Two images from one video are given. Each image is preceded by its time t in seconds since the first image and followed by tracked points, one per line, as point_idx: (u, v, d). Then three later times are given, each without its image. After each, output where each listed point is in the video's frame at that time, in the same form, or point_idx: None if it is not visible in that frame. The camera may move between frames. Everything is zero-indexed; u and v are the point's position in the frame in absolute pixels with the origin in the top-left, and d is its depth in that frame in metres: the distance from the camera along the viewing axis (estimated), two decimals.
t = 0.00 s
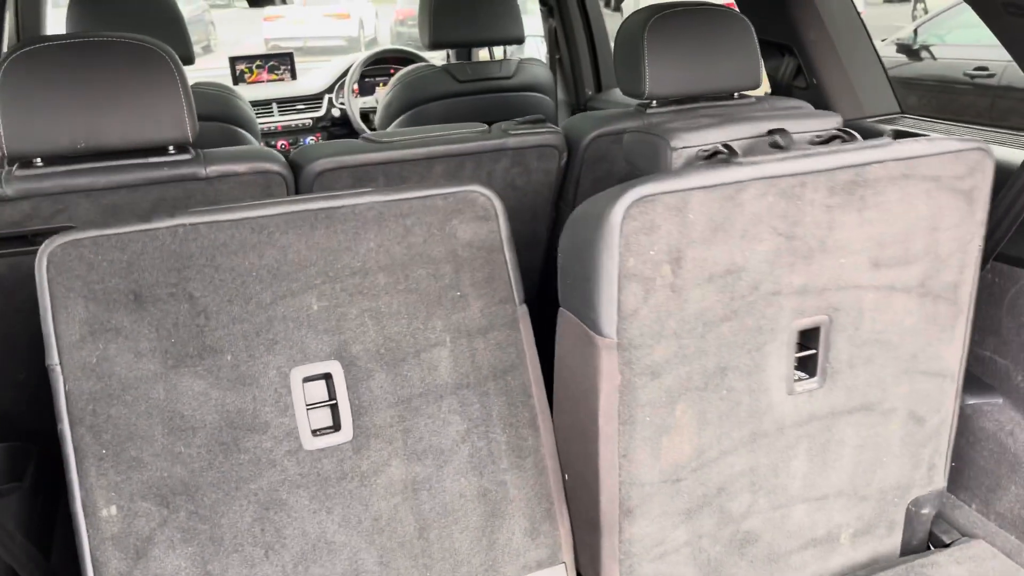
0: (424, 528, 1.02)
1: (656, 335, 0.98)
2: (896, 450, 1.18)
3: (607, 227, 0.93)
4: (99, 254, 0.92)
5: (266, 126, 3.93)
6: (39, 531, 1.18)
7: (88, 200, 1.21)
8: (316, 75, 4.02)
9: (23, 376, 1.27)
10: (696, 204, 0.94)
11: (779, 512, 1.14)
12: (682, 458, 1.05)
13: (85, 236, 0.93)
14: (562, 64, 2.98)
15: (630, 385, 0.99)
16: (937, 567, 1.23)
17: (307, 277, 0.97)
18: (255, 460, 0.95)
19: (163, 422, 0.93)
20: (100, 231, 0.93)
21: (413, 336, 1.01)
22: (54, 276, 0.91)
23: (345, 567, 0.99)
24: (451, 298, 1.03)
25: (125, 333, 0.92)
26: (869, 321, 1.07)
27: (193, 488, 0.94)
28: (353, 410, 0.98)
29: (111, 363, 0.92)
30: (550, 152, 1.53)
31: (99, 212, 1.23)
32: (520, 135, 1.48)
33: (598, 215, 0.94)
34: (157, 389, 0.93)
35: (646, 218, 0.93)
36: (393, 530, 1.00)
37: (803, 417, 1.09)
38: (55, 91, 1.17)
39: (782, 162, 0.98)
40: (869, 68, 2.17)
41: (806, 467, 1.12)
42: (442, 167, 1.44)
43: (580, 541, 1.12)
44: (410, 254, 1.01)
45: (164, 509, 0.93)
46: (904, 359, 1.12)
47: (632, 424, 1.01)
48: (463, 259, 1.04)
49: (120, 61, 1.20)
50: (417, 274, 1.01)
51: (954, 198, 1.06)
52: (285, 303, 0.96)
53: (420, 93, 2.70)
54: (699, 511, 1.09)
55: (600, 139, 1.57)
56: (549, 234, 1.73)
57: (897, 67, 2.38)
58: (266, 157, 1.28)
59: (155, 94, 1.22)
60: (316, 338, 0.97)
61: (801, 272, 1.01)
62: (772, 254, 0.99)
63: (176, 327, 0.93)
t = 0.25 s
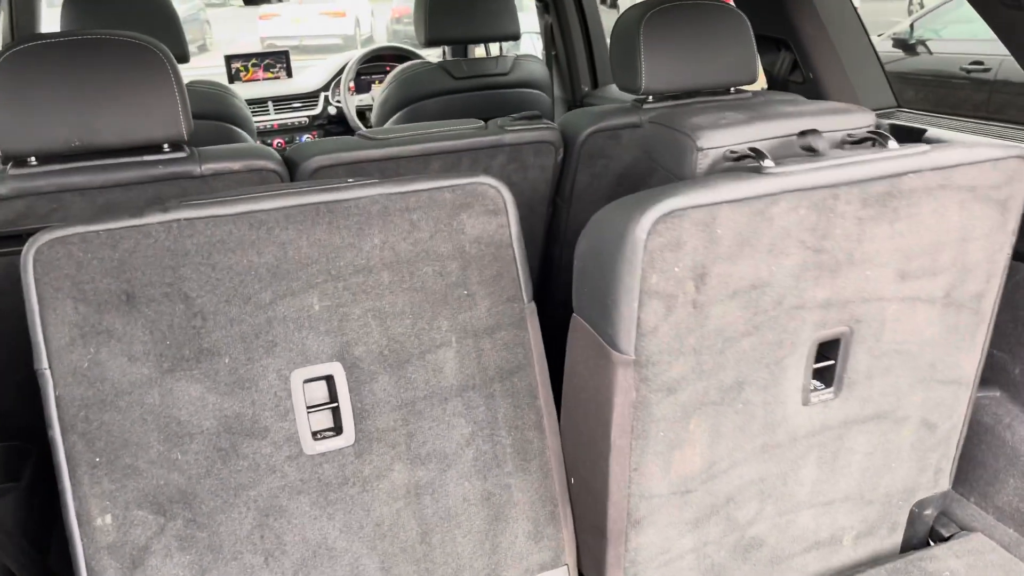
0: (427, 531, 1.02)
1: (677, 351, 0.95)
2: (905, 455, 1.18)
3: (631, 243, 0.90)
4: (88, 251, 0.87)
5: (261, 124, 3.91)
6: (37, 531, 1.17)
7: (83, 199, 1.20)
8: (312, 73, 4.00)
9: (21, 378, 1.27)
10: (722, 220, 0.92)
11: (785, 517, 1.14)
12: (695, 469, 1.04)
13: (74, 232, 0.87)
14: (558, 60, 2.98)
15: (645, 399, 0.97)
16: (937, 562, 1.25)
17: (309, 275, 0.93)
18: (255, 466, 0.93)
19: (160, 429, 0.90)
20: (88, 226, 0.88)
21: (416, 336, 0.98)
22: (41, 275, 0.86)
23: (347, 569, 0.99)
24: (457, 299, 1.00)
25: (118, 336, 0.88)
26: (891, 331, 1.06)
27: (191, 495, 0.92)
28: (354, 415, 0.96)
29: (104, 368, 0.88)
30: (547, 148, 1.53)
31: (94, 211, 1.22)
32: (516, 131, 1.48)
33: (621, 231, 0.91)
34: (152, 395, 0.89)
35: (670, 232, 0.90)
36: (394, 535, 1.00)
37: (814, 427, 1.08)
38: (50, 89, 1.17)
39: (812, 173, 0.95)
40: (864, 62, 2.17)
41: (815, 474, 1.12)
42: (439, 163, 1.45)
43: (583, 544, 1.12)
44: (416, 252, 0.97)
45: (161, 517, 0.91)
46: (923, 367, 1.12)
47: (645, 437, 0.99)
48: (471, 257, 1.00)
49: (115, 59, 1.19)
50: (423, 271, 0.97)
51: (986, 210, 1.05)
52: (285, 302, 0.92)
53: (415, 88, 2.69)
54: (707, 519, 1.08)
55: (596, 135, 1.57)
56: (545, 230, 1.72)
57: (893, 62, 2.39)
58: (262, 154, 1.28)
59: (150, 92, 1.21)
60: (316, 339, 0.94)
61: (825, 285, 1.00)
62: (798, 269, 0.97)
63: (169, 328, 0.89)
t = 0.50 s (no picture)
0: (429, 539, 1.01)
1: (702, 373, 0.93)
2: (914, 465, 1.21)
3: (663, 270, 0.86)
4: (81, 251, 0.85)
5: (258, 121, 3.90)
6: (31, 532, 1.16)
7: (76, 197, 1.20)
8: (310, 69, 3.96)
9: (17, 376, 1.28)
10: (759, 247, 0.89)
11: (791, 526, 1.16)
12: (713, 487, 1.04)
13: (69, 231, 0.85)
14: (555, 56, 2.96)
15: (666, 421, 0.95)
16: (934, 556, 1.27)
17: (309, 279, 0.91)
18: (253, 475, 0.92)
19: (157, 438, 0.89)
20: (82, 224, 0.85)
21: (419, 340, 0.97)
22: (26, 281, 0.84)
23: None
24: (462, 301, 0.99)
25: (107, 344, 0.86)
26: (917, 352, 1.07)
27: (187, 505, 0.91)
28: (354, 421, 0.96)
29: (94, 375, 0.86)
30: (544, 145, 1.53)
31: (87, 210, 1.22)
32: (512, 127, 1.47)
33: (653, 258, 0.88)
34: (146, 403, 0.87)
35: (706, 261, 0.87)
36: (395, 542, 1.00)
37: (830, 443, 1.10)
38: (41, 85, 1.16)
39: (850, 196, 0.93)
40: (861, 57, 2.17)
41: (825, 486, 1.14)
42: (435, 159, 1.45)
43: (586, 548, 1.12)
44: (421, 252, 0.96)
45: (156, 527, 0.90)
46: (946, 380, 1.13)
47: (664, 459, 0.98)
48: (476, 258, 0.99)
49: (106, 54, 1.18)
50: (428, 277, 0.97)
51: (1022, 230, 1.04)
52: (283, 309, 0.91)
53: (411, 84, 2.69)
54: (718, 532, 1.10)
55: (593, 130, 1.56)
56: (542, 225, 1.72)
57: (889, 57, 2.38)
58: (256, 151, 1.28)
59: (142, 88, 1.20)
60: (316, 345, 0.93)
61: (858, 308, 0.99)
62: (833, 295, 0.96)
63: (157, 334, 0.87)
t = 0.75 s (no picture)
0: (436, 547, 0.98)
1: (710, 377, 0.94)
2: (920, 463, 1.21)
3: (672, 275, 0.86)
4: (64, 258, 0.76)
5: (258, 117, 3.88)
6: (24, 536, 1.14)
7: (73, 194, 1.19)
8: (306, 67, 3.98)
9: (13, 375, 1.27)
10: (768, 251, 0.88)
11: (794, 525, 1.16)
12: (720, 488, 1.04)
13: (47, 239, 0.75)
14: (554, 51, 2.96)
15: (671, 423, 0.95)
16: (937, 552, 1.27)
17: (317, 283, 0.83)
18: (255, 487, 0.87)
19: (157, 453, 0.82)
20: (63, 226, 0.76)
21: (429, 347, 0.90)
22: (14, 284, 0.75)
23: None
24: (477, 305, 0.91)
25: (105, 353, 0.78)
26: (926, 353, 1.09)
27: (189, 518, 0.85)
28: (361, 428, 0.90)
29: (89, 389, 0.78)
30: (543, 140, 1.54)
31: (84, 206, 1.21)
32: (511, 122, 1.48)
33: (661, 261, 0.86)
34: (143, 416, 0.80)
35: (717, 267, 0.86)
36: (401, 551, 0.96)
37: (837, 444, 1.10)
38: (39, 82, 1.15)
39: (860, 199, 0.92)
40: (862, 52, 2.16)
41: (829, 486, 1.14)
42: (434, 155, 1.45)
43: (590, 548, 1.11)
44: (435, 253, 0.88)
45: (157, 540, 0.84)
46: (954, 383, 1.15)
47: (669, 462, 0.98)
48: (494, 262, 0.91)
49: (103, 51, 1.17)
50: (443, 280, 0.89)
51: None
52: (286, 317, 0.83)
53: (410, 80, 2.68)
54: (723, 532, 1.10)
55: (593, 125, 1.56)
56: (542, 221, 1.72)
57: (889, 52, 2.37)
58: (255, 147, 1.28)
59: (140, 85, 1.20)
60: (321, 352, 0.85)
61: (869, 312, 1.00)
62: (845, 297, 0.97)
63: (161, 342, 0.79)
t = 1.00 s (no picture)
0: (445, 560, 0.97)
1: (713, 373, 0.93)
2: (924, 459, 1.21)
3: (675, 270, 0.85)
4: (57, 274, 0.69)
5: (259, 113, 3.88)
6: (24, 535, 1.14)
7: (74, 191, 1.19)
8: (308, 63, 3.98)
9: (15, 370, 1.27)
10: (772, 246, 0.88)
11: (798, 520, 1.15)
12: (723, 483, 1.04)
13: (39, 255, 0.68)
14: (555, 46, 2.95)
15: (674, 419, 0.94)
16: (941, 547, 1.27)
17: (329, 297, 0.78)
18: (262, 505, 0.84)
19: (159, 474, 0.78)
20: (55, 238, 0.70)
21: (445, 361, 0.86)
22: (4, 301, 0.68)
23: None
24: (497, 318, 0.87)
25: (103, 372, 0.72)
26: (931, 347, 1.08)
27: (191, 537, 0.82)
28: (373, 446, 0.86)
29: (88, 410, 0.73)
30: (545, 135, 1.53)
31: (85, 203, 1.21)
32: (513, 117, 1.48)
33: (665, 256, 0.86)
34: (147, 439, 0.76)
35: (721, 261, 0.85)
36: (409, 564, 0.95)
37: (841, 440, 1.10)
38: (38, 78, 1.15)
39: (867, 193, 0.91)
40: (866, 47, 2.15)
41: (833, 482, 1.14)
42: (436, 150, 1.44)
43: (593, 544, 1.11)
44: (452, 265, 0.83)
45: (159, 560, 0.81)
46: (958, 378, 1.15)
47: (673, 458, 0.98)
48: (514, 273, 0.86)
49: (104, 48, 1.17)
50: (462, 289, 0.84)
51: None
52: (295, 333, 0.78)
53: (411, 75, 2.66)
54: (726, 528, 1.09)
55: (596, 120, 1.55)
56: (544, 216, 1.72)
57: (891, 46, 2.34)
58: (257, 142, 1.28)
59: (139, 82, 1.19)
60: (331, 365, 0.81)
61: (873, 307, 0.99)
62: (849, 293, 0.96)
63: (163, 361, 0.74)
